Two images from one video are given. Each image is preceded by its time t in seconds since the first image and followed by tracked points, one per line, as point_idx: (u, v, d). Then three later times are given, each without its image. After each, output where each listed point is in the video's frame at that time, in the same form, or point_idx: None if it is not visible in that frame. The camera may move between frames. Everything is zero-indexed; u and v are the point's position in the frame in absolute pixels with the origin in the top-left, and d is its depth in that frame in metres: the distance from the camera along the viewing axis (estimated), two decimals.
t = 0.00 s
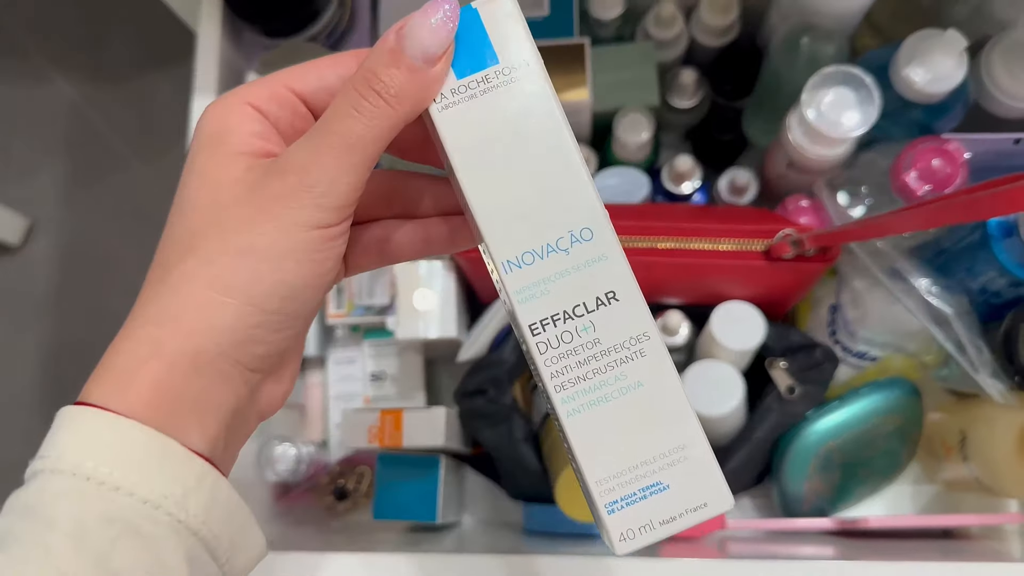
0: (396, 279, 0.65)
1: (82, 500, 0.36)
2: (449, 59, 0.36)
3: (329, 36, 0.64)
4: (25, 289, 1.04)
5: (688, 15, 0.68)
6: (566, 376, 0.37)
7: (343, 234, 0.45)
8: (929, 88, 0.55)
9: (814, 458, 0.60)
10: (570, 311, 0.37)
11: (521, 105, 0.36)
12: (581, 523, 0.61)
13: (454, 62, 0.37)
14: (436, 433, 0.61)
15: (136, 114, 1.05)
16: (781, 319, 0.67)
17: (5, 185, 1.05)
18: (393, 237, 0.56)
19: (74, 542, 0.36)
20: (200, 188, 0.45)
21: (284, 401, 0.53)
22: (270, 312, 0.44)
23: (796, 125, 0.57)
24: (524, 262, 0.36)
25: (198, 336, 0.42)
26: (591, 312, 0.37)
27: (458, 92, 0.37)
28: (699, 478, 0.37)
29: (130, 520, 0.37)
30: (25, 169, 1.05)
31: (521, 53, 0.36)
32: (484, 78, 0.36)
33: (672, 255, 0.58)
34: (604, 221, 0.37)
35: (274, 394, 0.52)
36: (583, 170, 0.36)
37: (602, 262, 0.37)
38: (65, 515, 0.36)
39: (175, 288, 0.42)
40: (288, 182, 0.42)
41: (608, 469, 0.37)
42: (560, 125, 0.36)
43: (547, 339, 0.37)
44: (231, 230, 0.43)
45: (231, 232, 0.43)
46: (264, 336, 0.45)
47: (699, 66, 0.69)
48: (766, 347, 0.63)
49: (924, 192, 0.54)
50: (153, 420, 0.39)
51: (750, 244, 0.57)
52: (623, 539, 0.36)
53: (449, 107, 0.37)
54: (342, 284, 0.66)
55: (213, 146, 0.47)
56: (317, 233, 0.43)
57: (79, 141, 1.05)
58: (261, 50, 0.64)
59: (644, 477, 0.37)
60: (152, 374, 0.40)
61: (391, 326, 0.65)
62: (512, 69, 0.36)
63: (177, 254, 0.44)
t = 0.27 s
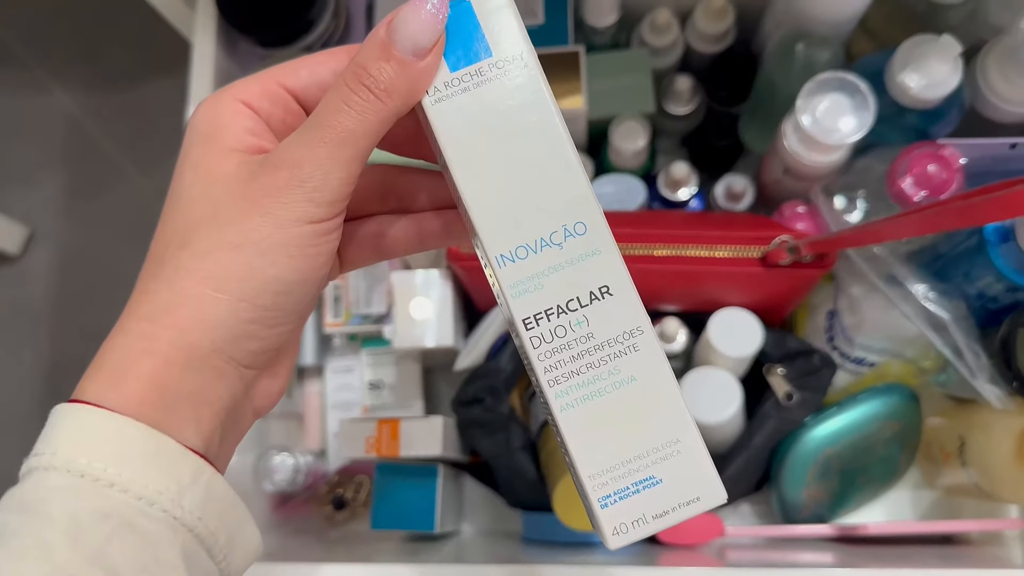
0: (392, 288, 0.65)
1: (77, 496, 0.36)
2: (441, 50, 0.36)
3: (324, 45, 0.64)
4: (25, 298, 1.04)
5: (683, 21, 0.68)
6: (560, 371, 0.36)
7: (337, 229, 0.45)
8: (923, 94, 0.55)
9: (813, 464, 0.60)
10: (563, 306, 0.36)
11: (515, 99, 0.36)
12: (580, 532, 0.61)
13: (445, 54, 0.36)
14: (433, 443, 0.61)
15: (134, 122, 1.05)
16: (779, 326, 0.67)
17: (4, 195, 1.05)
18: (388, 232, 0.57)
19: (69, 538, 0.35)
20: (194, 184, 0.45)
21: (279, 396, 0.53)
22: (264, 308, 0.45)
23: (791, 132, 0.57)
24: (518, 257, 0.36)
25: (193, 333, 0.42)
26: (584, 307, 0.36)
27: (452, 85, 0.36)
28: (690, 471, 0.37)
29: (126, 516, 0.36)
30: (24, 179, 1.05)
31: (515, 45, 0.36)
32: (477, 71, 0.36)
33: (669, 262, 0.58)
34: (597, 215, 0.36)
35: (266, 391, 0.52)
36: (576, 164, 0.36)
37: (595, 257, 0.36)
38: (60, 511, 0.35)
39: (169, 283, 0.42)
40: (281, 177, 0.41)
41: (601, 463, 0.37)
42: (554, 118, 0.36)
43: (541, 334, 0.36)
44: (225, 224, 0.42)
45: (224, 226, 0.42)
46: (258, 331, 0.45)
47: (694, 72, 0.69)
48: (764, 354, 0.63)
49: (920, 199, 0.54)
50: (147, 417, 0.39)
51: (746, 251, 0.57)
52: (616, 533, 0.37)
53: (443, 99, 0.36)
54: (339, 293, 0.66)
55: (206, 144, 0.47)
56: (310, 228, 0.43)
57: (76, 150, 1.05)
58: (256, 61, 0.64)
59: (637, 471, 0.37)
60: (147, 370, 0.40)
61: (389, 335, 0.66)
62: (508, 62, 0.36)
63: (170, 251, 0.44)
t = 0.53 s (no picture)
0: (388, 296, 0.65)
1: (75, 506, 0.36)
2: (434, 54, 0.36)
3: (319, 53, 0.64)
4: (24, 306, 1.04)
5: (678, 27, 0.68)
6: (555, 376, 0.36)
7: (331, 234, 0.45)
8: (918, 100, 0.55)
9: (811, 471, 0.60)
10: (558, 311, 0.36)
11: (509, 103, 0.36)
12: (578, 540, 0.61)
13: (439, 58, 0.36)
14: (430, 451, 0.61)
15: (134, 129, 1.05)
16: (776, 331, 0.67)
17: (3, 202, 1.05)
18: (383, 239, 0.57)
19: (68, 547, 0.35)
20: (187, 192, 0.45)
21: (277, 406, 0.53)
22: (259, 314, 0.44)
23: (786, 139, 0.57)
24: (513, 262, 0.36)
25: (190, 340, 0.42)
26: (579, 311, 0.36)
27: (446, 89, 0.36)
28: (685, 475, 0.37)
29: (124, 525, 0.36)
30: (23, 186, 1.05)
31: (509, 50, 0.36)
32: (471, 75, 0.36)
33: (665, 268, 0.58)
34: (591, 220, 0.36)
35: (263, 400, 0.51)
36: (570, 168, 0.36)
37: (590, 262, 0.36)
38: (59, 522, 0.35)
39: (165, 291, 0.42)
40: (274, 181, 0.41)
41: (596, 468, 0.37)
42: (547, 123, 0.36)
43: (536, 339, 0.36)
44: (219, 230, 0.42)
45: (218, 232, 0.42)
46: (254, 338, 0.45)
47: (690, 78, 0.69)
48: (761, 360, 0.62)
49: (915, 205, 0.54)
50: (145, 425, 0.39)
51: (742, 257, 0.57)
52: (611, 537, 0.36)
53: (438, 103, 0.36)
54: (335, 301, 0.66)
55: (199, 153, 0.47)
56: (304, 232, 0.43)
57: (74, 157, 1.05)
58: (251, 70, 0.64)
59: (633, 475, 0.37)
60: (145, 377, 0.40)
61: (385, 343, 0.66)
62: (502, 67, 0.36)
63: (165, 259, 0.44)
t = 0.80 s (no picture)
0: (388, 299, 0.65)
1: (83, 516, 0.36)
2: (438, 61, 0.36)
3: (318, 58, 0.64)
4: (25, 309, 1.04)
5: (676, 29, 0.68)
6: (556, 384, 0.36)
7: (337, 241, 0.44)
8: (917, 101, 0.55)
9: (810, 473, 0.60)
10: (560, 319, 0.36)
11: (513, 112, 0.36)
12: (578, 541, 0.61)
13: (442, 66, 0.36)
14: (429, 453, 0.61)
15: (133, 131, 1.05)
16: (775, 333, 0.67)
17: (3, 205, 1.05)
18: (387, 247, 0.57)
19: (78, 555, 0.35)
20: (195, 204, 0.45)
21: (285, 415, 0.53)
22: (264, 322, 0.44)
23: (785, 140, 0.57)
24: (516, 270, 0.36)
25: (196, 350, 0.42)
26: (581, 320, 0.36)
27: (449, 97, 0.36)
28: (685, 484, 0.37)
29: (134, 533, 0.36)
30: (24, 190, 1.05)
31: (513, 60, 0.36)
32: (475, 84, 0.36)
33: (663, 270, 0.58)
34: (593, 228, 0.36)
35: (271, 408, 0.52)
36: (573, 177, 0.36)
37: (592, 270, 0.36)
38: (68, 530, 0.35)
39: (173, 302, 0.42)
40: (278, 191, 0.41)
41: (596, 476, 0.37)
42: (551, 132, 0.36)
43: (538, 347, 0.36)
44: (225, 241, 0.42)
45: (225, 243, 0.42)
46: (261, 346, 0.45)
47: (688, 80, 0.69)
48: (760, 362, 0.63)
49: (913, 207, 0.54)
50: (154, 433, 0.39)
51: (741, 259, 0.57)
52: (611, 545, 0.36)
53: (441, 112, 0.36)
54: (335, 304, 0.66)
55: (206, 165, 0.47)
56: (309, 241, 0.43)
57: (74, 159, 1.06)
58: (250, 74, 0.64)
59: (633, 484, 0.37)
60: (155, 386, 0.41)
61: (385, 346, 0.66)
62: (506, 76, 0.36)
63: (172, 268, 0.44)
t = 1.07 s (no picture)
0: (389, 299, 0.65)
1: (85, 516, 0.36)
2: (434, 57, 0.36)
3: (318, 58, 0.64)
4: (27, 311, 1.04)
5: (676, 29, 0.68)
6: (554, 380, 0.36)
7: (336, 238, 0.44)
8: (917, 99, 0.55)
9: (811, 472, 0.60)
10: (558, 315, 0.36)
11: (510, 107, 0.36)
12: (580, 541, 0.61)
13: (439, 62, 0.36)
14: (430, 453, 0.61)
15: (133, 133, 1.05)
16: (776, 332, 0.67)
17: (5, 206, 1.05)
18: (388, 245, 0.57)
19: (80, 555, 0.35)
20: (195, 204, 0.45)
21: (288, 415, 0.53)
22: (266, 321, 0.44)
23: (785, 139, 0.57)
24: (513, 265, 0.36)
25: (197, 350, 0.42)
26: (578, 316, 0.36)
27: (446, 93, 0.36)
28: (683, 479, 0.37)
29: (136, 533, 0.36)
30: (25, 192, 1.05)
31: (511, 56, 0.36)
32: (472, 79, 0.36)
33: (664, 270, 0.58)
34: (591, 224, 0.36)
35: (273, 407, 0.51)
36: (570, 172, 0.36)
37: (589, 266, 0.36)
38: (71, 530, 0.35)
39: (174, 302, 0.42)
40: (277, 188, 0.41)
41: (594, 472, 0.37)
42: (547, 127, 0.36)
43: (535, 343, 0.36)
44: (226, 240, 0.42)
45: (225, 242, 0.42)
46: (263, 346, 0.45)
47: (688, 80, 0.69)
48: (761, 361, 0.63)
49: (913, 205, 0.54)
50: (157, 433, 0.39)
51: (742, 258, 0.57)
52: (609, 541, 0.37)
53: (438, 108, 0.36)
54: (336, 304, 0.66)
55: (205, 165, 0.47)
56: (307, 238, 0.43)
57: (75, 161, 1.06)
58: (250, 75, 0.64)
59: (631, 479, 0.37)
60: (158, 385, 0.41)
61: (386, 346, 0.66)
62: (504, 72, 0.36)
63: (174, 268, 0.44)
